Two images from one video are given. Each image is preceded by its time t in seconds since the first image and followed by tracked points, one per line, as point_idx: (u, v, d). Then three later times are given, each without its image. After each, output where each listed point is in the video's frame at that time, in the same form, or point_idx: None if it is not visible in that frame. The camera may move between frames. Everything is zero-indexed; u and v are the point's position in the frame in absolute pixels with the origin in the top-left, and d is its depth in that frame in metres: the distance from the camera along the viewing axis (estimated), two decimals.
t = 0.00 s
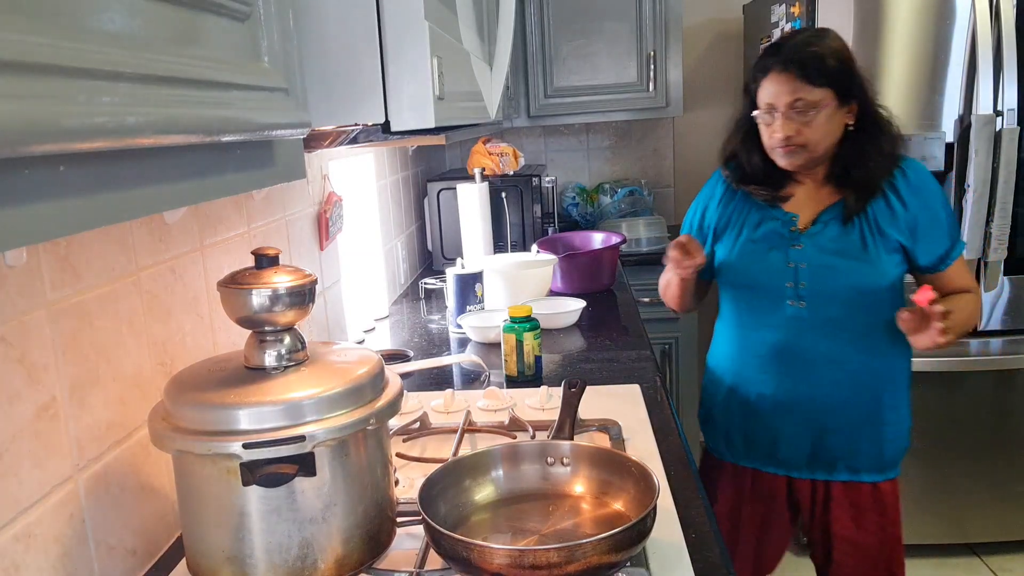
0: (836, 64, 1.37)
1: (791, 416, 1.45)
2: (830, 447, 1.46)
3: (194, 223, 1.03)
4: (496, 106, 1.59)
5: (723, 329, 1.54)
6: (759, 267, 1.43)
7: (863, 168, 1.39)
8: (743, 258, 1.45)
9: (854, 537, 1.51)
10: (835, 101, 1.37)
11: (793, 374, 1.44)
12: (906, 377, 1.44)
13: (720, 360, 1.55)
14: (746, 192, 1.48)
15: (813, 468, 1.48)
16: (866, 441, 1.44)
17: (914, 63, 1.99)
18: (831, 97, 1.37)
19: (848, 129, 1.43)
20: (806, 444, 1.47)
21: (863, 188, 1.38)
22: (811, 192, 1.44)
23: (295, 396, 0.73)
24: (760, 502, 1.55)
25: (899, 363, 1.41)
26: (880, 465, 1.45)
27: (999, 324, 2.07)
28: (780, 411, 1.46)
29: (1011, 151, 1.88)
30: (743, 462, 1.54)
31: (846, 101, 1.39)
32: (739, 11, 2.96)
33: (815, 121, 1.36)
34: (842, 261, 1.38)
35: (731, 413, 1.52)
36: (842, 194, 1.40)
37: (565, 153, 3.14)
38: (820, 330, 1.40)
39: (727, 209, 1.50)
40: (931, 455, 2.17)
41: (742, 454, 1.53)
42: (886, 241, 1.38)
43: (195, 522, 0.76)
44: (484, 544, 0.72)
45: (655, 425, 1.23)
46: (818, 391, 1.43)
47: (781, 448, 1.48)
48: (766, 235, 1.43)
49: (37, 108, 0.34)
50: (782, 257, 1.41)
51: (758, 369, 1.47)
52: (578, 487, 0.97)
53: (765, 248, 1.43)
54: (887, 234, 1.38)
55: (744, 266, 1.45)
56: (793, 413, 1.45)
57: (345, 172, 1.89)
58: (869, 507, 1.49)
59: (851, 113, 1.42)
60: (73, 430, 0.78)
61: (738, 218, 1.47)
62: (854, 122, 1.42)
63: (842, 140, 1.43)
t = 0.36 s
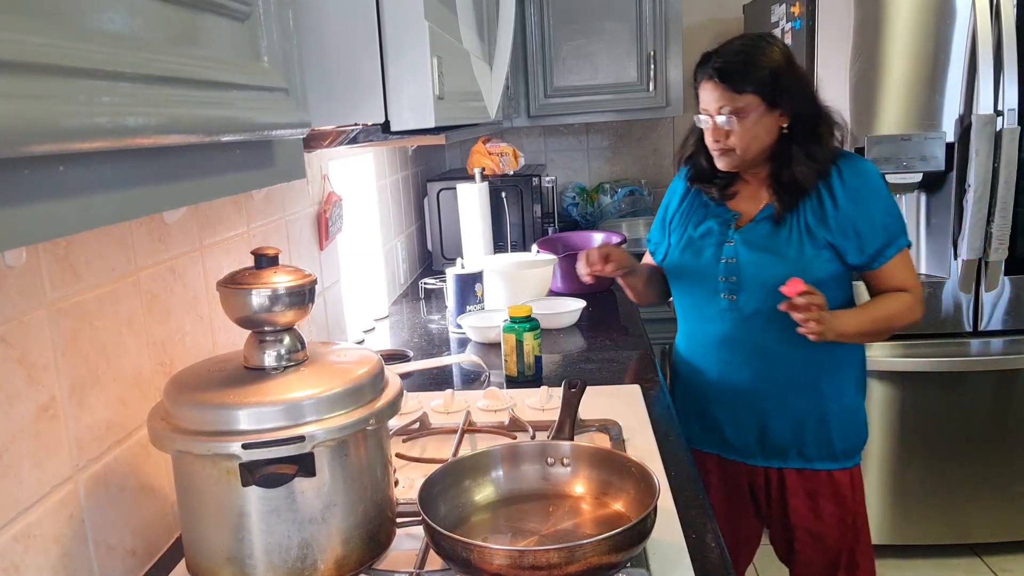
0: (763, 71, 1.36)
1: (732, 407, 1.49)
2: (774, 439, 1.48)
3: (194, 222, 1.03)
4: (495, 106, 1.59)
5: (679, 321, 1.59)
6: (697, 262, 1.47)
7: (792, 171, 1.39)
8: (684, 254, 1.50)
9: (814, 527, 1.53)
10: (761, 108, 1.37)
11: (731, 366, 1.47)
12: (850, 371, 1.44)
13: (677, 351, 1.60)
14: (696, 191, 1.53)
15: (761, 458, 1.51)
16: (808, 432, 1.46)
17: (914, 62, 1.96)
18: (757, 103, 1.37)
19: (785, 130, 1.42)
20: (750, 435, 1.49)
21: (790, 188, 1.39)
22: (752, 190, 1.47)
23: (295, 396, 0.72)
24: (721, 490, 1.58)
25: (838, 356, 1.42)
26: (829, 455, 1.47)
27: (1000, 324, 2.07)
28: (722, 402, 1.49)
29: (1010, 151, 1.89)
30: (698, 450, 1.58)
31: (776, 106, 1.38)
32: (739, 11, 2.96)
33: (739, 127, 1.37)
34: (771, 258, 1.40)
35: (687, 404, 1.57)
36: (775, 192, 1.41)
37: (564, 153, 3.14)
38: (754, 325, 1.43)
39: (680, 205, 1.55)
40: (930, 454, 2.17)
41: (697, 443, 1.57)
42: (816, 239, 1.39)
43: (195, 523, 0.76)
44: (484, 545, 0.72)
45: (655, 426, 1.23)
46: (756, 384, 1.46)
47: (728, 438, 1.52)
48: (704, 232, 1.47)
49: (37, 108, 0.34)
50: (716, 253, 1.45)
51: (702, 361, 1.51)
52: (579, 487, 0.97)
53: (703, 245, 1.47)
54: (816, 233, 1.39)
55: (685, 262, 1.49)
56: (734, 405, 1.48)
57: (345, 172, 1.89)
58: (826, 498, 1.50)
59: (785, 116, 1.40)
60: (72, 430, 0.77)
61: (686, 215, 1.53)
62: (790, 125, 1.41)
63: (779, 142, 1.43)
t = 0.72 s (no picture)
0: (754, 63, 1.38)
1: (724, 407, 1.49)
2: (767, 436, 1.48)
3: (194, 222, 1.02)
4: (495, 106, 1.59)
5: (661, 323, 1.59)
6: (681, 265, 1.46)
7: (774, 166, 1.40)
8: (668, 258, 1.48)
9: (805, 526, 1.52)
10: (751, 99, 1.38)
11: (721, 366, 1.47)
12: (837, 362, 1.46)
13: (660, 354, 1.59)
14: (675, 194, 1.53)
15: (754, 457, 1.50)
16: (799, 427, 1.47)
17: (915, 63, 1.95)
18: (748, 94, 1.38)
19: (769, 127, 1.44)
20: (743, 434, 1.49)
21: (772, 184, 1.40)
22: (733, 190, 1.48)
23: (295, 396, 0.72)
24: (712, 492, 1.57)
25: (822, 350, 1.43)
26: (819, 447, 1.48)
27: (1000, 324, 2.07)
28: (713, 403, 1.49)
29: (1011, 151, 1.89)
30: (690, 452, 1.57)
31: (762, 101, 1.40)
32: (739, 11, 2.96)
33: (731, 116, 1.38)
34: (756, 257, 1.40)
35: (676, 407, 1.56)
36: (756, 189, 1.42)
37: (564, 153, 3.14)
38: (741, 324, 1.43)
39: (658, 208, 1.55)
40: (930, 454, 2.17)
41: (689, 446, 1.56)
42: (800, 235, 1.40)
43: (195, 523, 0.76)
44: (484, 545, 0.72)
45: (655, 426, 1.23)
46: (747, 382, 1.46)
47: (720, 438, 1.51)
48: (688, 235, 1.47)
49: (36, 108, 0.34)
50: (702, 255, 1.44)
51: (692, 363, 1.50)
52: (579, 487, 0.97)
53: (687, 247, 1.46)
54: (799, 229, 1.40)
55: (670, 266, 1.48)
56: (725, 404, 1.48)
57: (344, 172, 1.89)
58: (816, 495, 1.50)
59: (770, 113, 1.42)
60: (72, 430, 0.77)
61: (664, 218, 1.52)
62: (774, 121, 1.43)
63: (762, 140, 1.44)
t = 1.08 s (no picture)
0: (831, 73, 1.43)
1: (753, 410, 1.48)
2: (796, 440, 1.47)
3: (194, 222, 1.02)
4: (495, 105, 1.58)
5: (682, 329, 1.57)
6: (714, 266, 1.46)
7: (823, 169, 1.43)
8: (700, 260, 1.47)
9: (826, 529, 1.52)
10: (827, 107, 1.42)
11: (751, 368, 1.46)
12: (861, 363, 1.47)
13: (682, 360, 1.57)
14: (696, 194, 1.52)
15: (781, 461, 1.50)
16: (828, 429, 1.46)
17: (915, 63, 1.95)
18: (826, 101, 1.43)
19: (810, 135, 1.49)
20: (770, 439, 1.48)
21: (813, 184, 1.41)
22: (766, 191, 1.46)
23: (295, 396, 0.72)
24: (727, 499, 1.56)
25: (851, 350, 1.44)
26: (844, 451, 1.48)
27: (1000, 324, 2.07)
28: (742, 406, 1.48)
29: (1012, 151, 1.89)
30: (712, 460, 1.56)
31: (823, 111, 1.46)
32: (739, 11, 2.96)
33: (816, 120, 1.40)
34: (793, 257, 1.40)
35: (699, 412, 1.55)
36: (793, 188, 1.43)
37: (564, 153, 3.14)
38: (773, 325, 1.43)
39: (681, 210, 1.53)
40: (930, 455, 2.17)
41: (712, 452, 1.55)
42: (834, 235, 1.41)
43: (194, 523, 0.76)
44: (484, 545, 0.72)
45: (655, 426, 1.23)
46: (777, 384, 1.45)
47: (746, 443, 1.50)
48: (720, 237, 1.46)
49: (36, 108, 0.34)
50: (736, 256, 1.43)
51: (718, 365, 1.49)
52: (579, 487, 0.97)
53: (719, 249, 1.46)
54: (834, 228, 1.41)
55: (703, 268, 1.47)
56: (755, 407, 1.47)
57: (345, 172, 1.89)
58: (837, 497, 1.50)
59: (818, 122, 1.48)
60: (72, 430, 0.77)
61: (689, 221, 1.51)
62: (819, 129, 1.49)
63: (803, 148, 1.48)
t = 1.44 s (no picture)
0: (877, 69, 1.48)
1: (807, 417, 1.47)
2: (848, 445, 1.48)
3: (194, 222, 1.02)
4: (495, 105, 1.58)
5: (728, 335, 1.53)
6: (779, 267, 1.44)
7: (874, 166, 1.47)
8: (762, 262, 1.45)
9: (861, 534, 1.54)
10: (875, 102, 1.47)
11: (807, 374, 1.45)
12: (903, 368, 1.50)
13: (727, 368, 1.54)
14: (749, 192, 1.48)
15: (831, 467, 1.50)
16: (879, 433, 1.48)
17: (916, 64, 1.96)
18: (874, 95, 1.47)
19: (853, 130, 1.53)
20: (823, 445, 1.48)
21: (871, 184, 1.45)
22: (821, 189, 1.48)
23: (295, 396, 0.72)
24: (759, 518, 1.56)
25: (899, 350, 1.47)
26: (890, 454, 1.49)
27: (1000, 325, 2.07)
28: (795, 414, 1.47)
29: (1011, 151, 1.89)
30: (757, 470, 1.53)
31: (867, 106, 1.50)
32: (740, 11, 2.96)
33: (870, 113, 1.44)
34: (857, 258, 1.43)
35: (746, 422, 1.51)
36: (851, 189, 1.46)
37: (564, 153, 3.14)
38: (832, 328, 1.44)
39: (737, 211, 1.49)
40: (932, 455, 2.17)
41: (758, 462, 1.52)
42: (891, 236, 1.45)
43: (194, 523, 0.76)
44: (484, 545, 0.72)
45: (656, 426, 1.23)
46: (832, 389, 1.45)
47: (798, 449, 1.49)
48: (783, 237, 1.45)
49: (34, 108, 0.34)
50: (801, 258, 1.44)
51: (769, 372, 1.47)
52: (578, 487, 0.97)
53: (782, 250, 1.45)
54: (892, 230, 1.45)
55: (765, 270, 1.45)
56: (808, 413, 1.46)
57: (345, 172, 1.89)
58: (876, 504, 1.52)
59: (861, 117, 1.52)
60: (72, 430, 0.77)
61: (750, 220, 1.48)
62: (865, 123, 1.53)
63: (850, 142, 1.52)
